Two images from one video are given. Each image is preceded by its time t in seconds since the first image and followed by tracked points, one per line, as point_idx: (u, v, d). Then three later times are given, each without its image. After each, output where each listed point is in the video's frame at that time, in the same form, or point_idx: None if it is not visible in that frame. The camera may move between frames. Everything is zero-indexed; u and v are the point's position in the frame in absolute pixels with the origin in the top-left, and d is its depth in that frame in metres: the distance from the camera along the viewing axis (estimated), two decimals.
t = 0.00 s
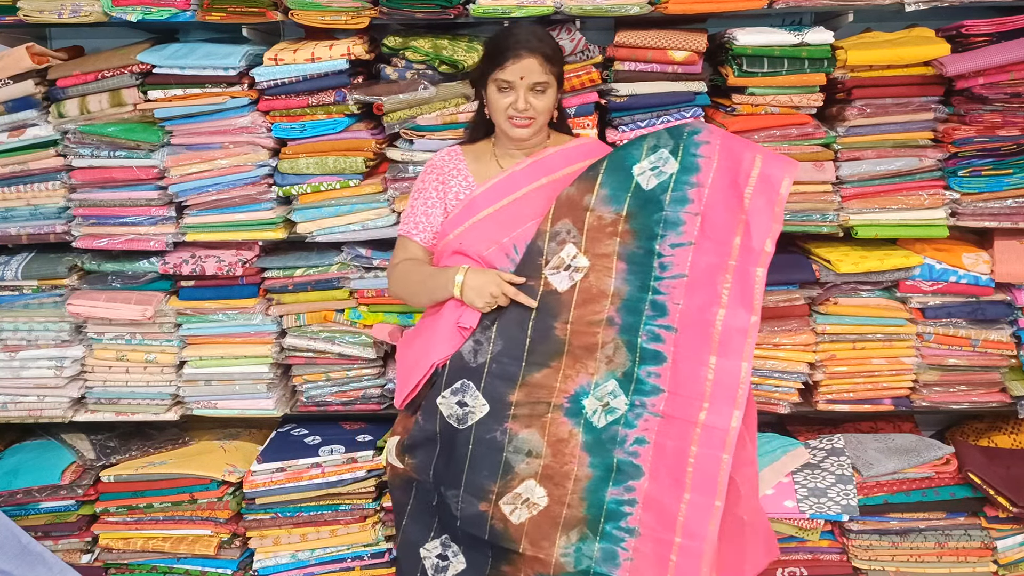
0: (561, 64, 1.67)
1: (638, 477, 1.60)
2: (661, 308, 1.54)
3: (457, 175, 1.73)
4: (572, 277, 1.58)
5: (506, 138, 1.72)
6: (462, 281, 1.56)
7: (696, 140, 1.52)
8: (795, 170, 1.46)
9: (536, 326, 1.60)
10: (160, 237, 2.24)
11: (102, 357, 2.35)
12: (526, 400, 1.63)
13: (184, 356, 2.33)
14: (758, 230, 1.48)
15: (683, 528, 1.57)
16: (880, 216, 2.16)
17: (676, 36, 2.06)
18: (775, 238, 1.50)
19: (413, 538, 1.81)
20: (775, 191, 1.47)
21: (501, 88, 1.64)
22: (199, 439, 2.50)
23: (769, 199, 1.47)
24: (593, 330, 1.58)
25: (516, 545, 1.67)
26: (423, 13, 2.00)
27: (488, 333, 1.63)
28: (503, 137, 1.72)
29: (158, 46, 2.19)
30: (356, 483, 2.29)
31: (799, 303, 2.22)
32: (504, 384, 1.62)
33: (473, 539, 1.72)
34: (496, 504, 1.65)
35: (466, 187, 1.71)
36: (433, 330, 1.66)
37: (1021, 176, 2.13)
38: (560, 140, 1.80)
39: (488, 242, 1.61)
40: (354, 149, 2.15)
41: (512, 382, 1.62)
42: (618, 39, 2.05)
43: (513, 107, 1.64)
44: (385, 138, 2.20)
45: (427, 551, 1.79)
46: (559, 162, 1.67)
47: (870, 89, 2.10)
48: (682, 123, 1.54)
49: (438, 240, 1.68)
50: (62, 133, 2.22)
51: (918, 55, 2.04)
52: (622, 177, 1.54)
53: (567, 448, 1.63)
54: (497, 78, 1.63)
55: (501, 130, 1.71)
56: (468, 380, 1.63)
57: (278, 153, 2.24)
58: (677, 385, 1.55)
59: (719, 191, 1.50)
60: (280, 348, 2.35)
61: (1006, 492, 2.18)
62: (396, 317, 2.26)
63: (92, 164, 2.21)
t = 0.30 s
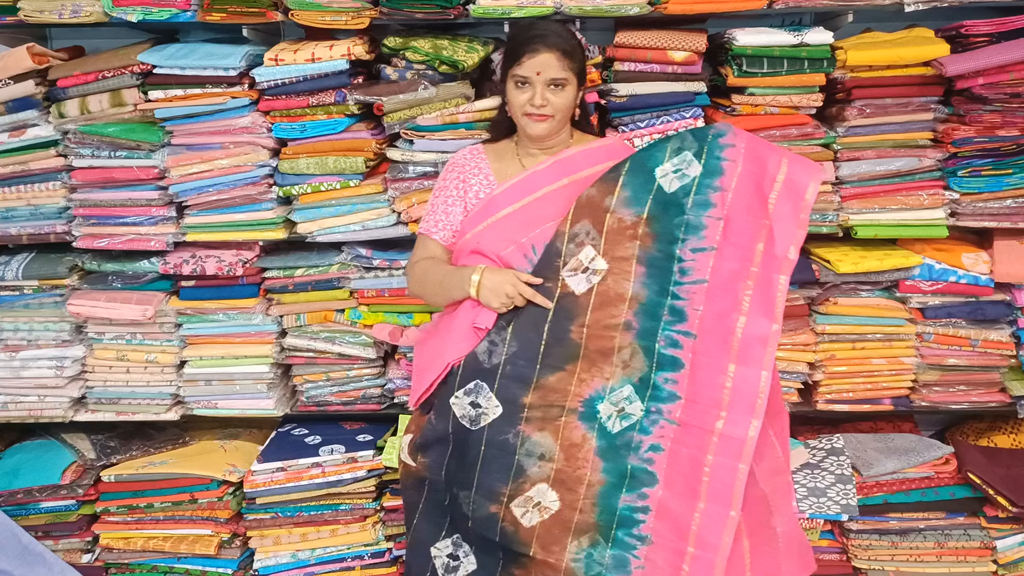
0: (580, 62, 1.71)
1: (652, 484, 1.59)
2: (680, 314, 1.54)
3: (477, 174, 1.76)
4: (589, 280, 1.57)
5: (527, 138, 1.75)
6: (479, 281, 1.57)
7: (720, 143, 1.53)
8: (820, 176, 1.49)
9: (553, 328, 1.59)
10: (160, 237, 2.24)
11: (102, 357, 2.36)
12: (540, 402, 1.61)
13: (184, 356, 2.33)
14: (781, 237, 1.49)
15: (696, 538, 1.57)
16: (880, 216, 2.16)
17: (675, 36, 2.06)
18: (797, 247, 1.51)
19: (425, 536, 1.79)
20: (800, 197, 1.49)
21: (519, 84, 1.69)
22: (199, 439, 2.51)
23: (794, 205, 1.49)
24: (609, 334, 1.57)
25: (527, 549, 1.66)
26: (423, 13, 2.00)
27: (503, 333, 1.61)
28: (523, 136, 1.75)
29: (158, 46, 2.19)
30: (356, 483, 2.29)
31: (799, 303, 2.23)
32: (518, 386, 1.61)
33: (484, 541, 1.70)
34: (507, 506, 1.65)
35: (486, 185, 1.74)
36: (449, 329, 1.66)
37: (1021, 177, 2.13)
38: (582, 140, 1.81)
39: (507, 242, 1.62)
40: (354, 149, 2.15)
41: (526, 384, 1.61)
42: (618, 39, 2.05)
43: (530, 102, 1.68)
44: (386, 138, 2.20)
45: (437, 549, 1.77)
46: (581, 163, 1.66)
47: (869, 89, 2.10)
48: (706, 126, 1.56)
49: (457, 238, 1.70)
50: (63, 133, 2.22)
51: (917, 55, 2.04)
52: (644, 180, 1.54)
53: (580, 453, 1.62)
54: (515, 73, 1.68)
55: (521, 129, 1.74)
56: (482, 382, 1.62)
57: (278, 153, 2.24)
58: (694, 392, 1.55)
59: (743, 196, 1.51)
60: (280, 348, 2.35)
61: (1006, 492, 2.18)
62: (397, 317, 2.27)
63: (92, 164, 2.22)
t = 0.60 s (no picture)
0: (599, 59, 1.69)
1: (661, 491, 1.59)
2: (694, 321, 1.54)
3: (496, 173, 1.77)
4: (603, 285, 1.57)
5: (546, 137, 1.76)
6: (493, 283, 1.60)
7: (740, 148, 1.53)
8: (842, 185, 1.48)
9: (566, 333, 1.60)
10: (161, 237, 2.24)
11: (102, 357, 2.36)
12: (551, 405, 1.61)
13: (184, 356, 2.34)
14: (798, 247, 1.49)
15: (704, 547, 1.57)
16: (881, 216, 2.16)
17: (675, 36, 2.06)
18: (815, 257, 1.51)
19: (433, 533, 1.79)
20: (820, 206, 1.49)
21: (536, 82, 1.69)
22: (199, 439, 2.51)
23: (813, 215, 1.49)
24: (622, 339, 1.58)
25: (535, 550, 1.66)
26: (424, 13, 2.00)
27: (515, 336, 1.62)
28: (542, 135, 1.75)
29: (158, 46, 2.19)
30: (356, 483, 2.29)
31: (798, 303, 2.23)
32: (529, 389, 1.62)
33: (494, 540, 1.71)
34: (516, 507, 1.64)
35: (504, 185, 1.76)
36: (463, 329, 1.68)
37: (1020, 177, 2.13)
38: (603, 138, 1.81)
39: (522, 243, 1.63)
40: (354, 149, 2.15)
41: (537, 387, 1.61)
42: (618, 39, 2.05)
43: (547, 100, 1.68)
44: (386, 138, 2.21)
45: (446, 546, 1.77)
46: (601, 162, 1.66)
47: (869, 89, 2.11)
48: (727, 129, 1.55)
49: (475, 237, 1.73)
50: (63, 133, 2.23)
51: (917, 55, 2.04)
52: (661, 184, 1.54)
53: (589, 457, 1.61)
54: (532, 71, 1.68)
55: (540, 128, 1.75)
56: (492, 383, 1.63)
57: (278, 153, 2.24)
58: (706, 401, 1.55)
59: (761, 203, 1.51)
60: (280, 349, 2.35)
61: (1006, 492, 2.19)
62: (397, 317, 2.26)
63: (93, 165, 2.22)
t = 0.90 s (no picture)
0: (608, 57, 1.69)
1: (661, 496, 1.59)
2: (698, 327, 1.54)
3: (505, 173, 1.77)
4: (607, 289, 1.58)
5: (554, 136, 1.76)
6: (498, 285, 1.60)
7: (746, 154, 1.50)
8: (848, 192, 1.44)
9: (569, 337, 1.60)
10: (161, 237, 2.24)
11: (102, 357, 2.36)
12: (553, 407, 1.62)
13: (184, 356, 2.34)
14: (801, 255, 1.47)
15: (702, 553, 1.56)
16: (881, 216, 2.16)
17: (675, 36, 2.06)
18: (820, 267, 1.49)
19: (431, 530, 1.79)
20: (824, 215, 1.46)
21: (544, 80, 1.69)
22: (199, 439, 2.51)
23: (817, 223, 1.47)
24: (625, 343, 1.59)
25: (534, 551, 1.65)
26: (424, 13, 2.01)
27: (519, 338, 1.62)
28: (552, 133, 1.75)
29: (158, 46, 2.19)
30: (356, 483, 2.29)
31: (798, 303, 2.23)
32: (531, 391, 1.62)
33: (496, 536, 1.73)
34: (515, 508, 1.64)
35: (513, 185, 1.76)
36: (468, 330, 1.69)
37: (1021, 176, 2.13)
38: (612, 138, 1.81)
39: (529, 245, 1.63)
40: (355, 149, 2.15)
41: (539, 389, 1.62)
42: (618, 39, 2.05)
43: (555, 97, 1.67)
44: (386, 138, 2.21)
45: (444, 543, 1.77)
46: (610, 163, 1.65)
47: (869, 89, 2.11)
48: (734, 133, 1.52)
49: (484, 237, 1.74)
50: (63, 133, 2.23)
51: (917, 55, 2.04)
52: (667, 190, 1.54)
53: (590, 460, 1.62)
54: (540, 69, 1.69)
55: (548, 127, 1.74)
56: (495, 384, 1.63)
57: (278, 153, 2.24)
58: (707, 408, 1.55)
59: (765, 209, 1.49)
60: (280, 349, 2.35)
61: (1006, 492, 2.19)
62: (397, 317, 2.27)
63: (93, 164, 2.22)
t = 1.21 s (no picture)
0: (598, 55, 1.70)
1: (658, 494, 1.59)
2: (690, 323, 1.53)
3: (494, 173, 1.77)
4: (598, 286, 1.58)
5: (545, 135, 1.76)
6: (490, 283, 1.60)
7: (736, 149, 1.50)
8: (837, 185, 1.43)
9: (561, 334, 1.60)
10: (160, 237, 2.24)
11: (102, 357, 2.36)
12: (547, 406, 1.62)
13: (184, 356, 2.34)
14: (793, 247, 1.45)
15: (700, 551, 1.55)
16: (881, 216, 2.16)
17: (675, 36, 2.06)
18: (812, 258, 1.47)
19: (437, 532, 1.79)
20: (814, 207, 1.45)
21: (536, 78, 1.69)
22: (199, 439, 2.51)
23: (808, 215, 1.45)
24: (617, 341, 1.58)
25: (532, 552, 1.66)
26: (423, 13, 2.01)
27: (511, 337, 1.63)
28: (542, 132, 1.75)
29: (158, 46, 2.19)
30: (356, 483, 2.29)
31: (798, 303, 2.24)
32: (525, 390, 1.62)
33: (497, 540, 1.72)
34: (513, 508, 1.65)
35: (502, 184, 1.75)
36: (460, 329, 1.69)
37: (1020, 176, 2.13)
38: (601, 137, 1.81)
39: (520, 243, 1.63)
40: (354, 149, 2.15)
41: (533, 389, 1.62)
42: (618, 39, 2.05)
43: (547, 96, 1.67)
44: (386, 138, 2.21)
45: (449, 545, 1.77)
46: (599, 162, 1.65)
47: (869, 89, 2.11)
48: (723, 129, 1.52)
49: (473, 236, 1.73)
50: (63, 133, 2.23)
51: (917, 55, 2.04)
52: (658, 186, 1.53)
53: (586, 459, 1.62)
54: (531, 67, 1.68)
55: (539, 125, 1.74)
56: (489, 384, 1.64)
57: (278, 153, 2.24)
58: (702, 404, 1.54)
59: (756, 203, 1.49)
60: (280, 349, 2.35)
61: (1006, 492, 2.19)
62: (397, 317, 2.26)
63: (93, 164, 2.22)
